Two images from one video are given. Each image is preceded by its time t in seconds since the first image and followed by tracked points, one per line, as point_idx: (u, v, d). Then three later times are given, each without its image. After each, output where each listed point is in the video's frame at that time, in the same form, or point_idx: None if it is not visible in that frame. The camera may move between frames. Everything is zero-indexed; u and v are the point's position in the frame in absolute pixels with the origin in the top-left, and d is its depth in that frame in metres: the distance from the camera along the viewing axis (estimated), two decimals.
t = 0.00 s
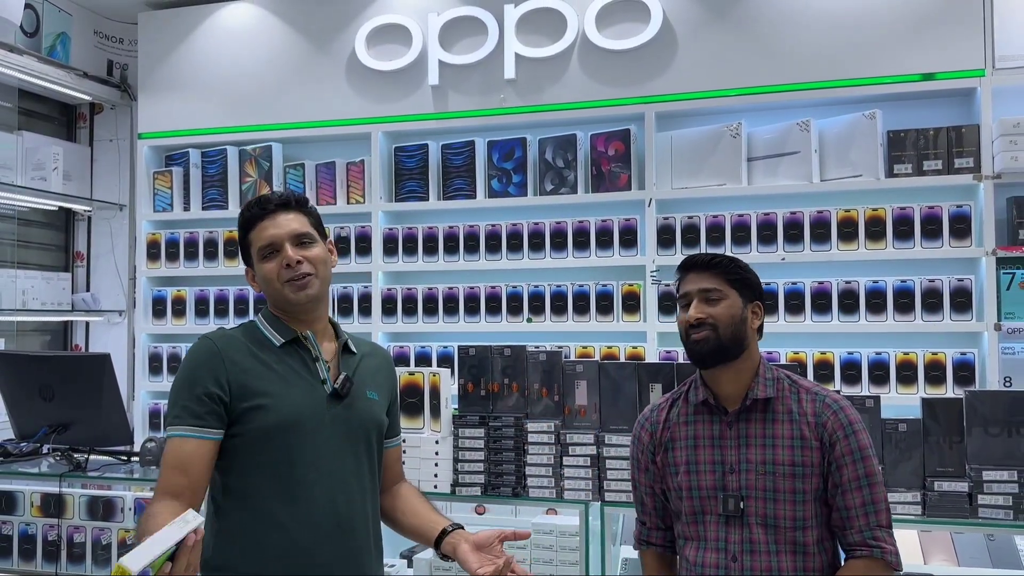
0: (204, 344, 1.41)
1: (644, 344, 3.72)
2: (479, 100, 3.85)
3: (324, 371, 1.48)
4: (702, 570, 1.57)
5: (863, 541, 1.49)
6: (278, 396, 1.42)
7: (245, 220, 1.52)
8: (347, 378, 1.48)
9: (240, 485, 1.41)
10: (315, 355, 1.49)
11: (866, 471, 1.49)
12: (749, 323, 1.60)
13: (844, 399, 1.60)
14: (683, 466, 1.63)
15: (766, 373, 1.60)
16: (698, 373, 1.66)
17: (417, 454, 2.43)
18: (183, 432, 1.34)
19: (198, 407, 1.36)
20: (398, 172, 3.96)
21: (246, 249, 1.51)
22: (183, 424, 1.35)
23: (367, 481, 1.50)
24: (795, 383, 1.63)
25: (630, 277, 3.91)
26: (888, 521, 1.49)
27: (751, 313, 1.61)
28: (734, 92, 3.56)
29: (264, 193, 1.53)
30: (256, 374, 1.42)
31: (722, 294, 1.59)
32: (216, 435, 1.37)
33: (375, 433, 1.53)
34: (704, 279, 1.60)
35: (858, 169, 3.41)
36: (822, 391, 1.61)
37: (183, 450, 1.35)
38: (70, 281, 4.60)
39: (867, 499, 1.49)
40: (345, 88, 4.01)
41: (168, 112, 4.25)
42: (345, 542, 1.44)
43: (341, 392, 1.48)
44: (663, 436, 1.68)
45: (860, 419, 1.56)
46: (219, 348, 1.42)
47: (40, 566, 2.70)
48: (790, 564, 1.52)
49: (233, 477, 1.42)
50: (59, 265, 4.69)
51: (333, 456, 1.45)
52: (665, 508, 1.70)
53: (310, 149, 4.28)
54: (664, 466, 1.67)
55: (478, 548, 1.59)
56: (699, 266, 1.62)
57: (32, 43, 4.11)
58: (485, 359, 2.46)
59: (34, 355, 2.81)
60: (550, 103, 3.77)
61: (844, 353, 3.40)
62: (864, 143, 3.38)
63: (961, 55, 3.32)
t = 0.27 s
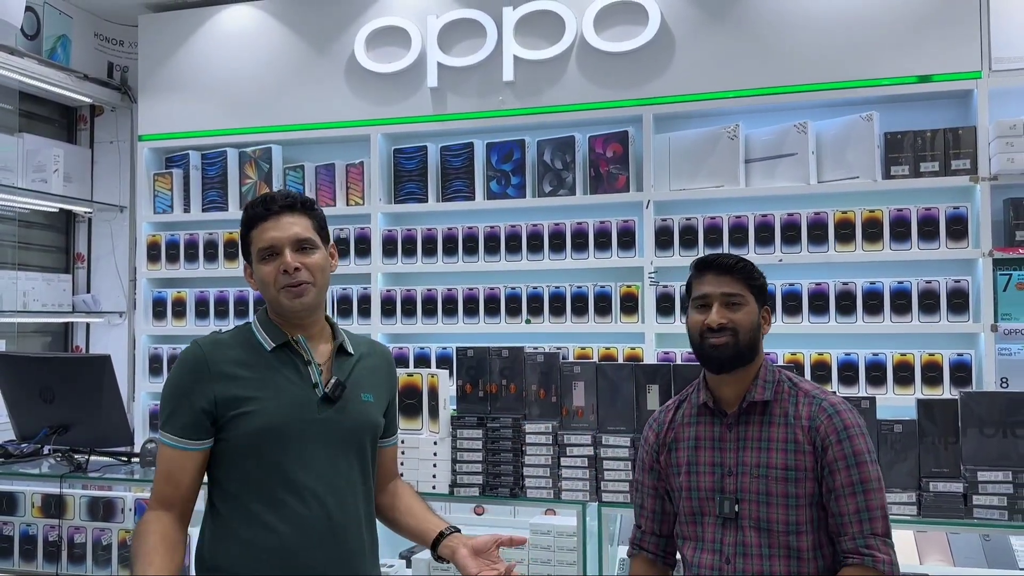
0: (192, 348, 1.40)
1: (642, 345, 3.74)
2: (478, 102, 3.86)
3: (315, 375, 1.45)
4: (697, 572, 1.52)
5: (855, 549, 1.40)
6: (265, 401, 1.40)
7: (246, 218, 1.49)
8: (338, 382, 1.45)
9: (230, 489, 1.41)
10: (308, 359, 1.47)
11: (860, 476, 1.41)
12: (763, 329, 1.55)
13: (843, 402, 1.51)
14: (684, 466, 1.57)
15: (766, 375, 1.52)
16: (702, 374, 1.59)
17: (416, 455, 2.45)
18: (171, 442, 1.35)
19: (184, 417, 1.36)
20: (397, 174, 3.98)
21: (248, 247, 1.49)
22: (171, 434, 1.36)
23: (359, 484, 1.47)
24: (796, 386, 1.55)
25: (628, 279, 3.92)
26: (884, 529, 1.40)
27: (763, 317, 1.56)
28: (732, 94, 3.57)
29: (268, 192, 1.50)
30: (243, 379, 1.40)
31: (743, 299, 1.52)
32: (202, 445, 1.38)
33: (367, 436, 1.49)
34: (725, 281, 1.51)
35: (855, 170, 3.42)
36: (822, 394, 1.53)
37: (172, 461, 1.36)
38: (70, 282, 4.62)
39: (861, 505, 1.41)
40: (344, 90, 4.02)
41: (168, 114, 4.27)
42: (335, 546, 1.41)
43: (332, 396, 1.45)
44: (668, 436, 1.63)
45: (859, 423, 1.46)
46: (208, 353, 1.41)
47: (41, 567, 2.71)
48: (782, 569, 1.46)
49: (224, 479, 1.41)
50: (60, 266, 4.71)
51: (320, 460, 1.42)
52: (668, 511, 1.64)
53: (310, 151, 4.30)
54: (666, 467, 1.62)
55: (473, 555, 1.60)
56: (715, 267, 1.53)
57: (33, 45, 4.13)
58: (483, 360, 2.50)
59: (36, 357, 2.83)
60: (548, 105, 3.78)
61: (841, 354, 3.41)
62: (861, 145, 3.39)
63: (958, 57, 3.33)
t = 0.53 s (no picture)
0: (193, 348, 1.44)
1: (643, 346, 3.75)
2: (479, 104, 3.88)
3: (315, 374, 1.48)
4: (700, 570, 1.53)
5: (855, 556, 1.40)
6: (264, 401, 1.43)
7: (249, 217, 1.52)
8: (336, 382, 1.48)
9: (230, 486, 1.44)
10: (307, 358, 1.49)
11: (865, 485, 1.41)
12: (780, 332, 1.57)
13: (855, 409, 1.51)
14: (693, 464, 1.58)
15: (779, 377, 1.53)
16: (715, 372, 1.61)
17: (417, 454, 2.47)
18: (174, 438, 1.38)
19: (185, 415, 1.39)
20: (399, 175, 3.99)
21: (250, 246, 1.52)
22: (172, 431, 1.39)
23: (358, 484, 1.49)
24: (809, 390, 1.55)
25: (629, 279, 3.94)
26: (887, 539, 1.40)
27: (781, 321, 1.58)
28: (732, 96, 3.59)
29: (271, 193, 1.53)
30: (243, 380, 1.44)
31: (763, 301, 1.53)
32: (204, 442, 1.41)
33: (366, 436, 1.52)
34: (747, 282, 1.53)
35: (855, 171, 3.43)
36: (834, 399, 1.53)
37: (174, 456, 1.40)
38: (73, 283, 4.64)
39: (864, 513, 1.41)
40: (346, 92, 4.04)
41: (171, 115, 4.28)
42: (332, 545, 1.43)
43: (330, 395, 1.48)
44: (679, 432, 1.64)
45: (868, 431, 1.46)
46: (209, 353, 1.44)
47: (44, 565, 2.73)
48: (784, 571, 1.47)
49: (225, 479, 1.44)
50: (63, 267, 4.72)
51: (318, 459, 1.45)
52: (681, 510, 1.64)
53: (311, 152, 4.32)
54: (675, 461, 1.62)
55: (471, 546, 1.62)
56: (736, 267, 1.55)
57: (36, 47, 4.15)
58: (484, 360, 2.51)
59: (40, 357, 2.85)
60: (549, 106, 3.80)
61: (841, 354, 3.43)
62: (861, 146, 3.41)
63: (957, 58, 3.35)
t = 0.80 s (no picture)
0: (195, 346, 1.44)
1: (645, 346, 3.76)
2: (482, 105, 3.89)
3: (315, 374, 1.50)
4: (712, 571, 1.49)
5: (868, 565, 1.36)
6: (266, 401, 1.45)
7: (255, 216, 1.53)
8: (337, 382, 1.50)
9: (231, 484, 1.45)
10: (308, 358, 1.51)
11: (885, 495, 1.37)
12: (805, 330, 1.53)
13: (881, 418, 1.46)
14: (709, 463, 1.55)
15: (805, 381, 1.48)
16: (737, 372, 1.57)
17: (421, 454, 2.46)
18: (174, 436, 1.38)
19: (187, 413, 1.39)
20: (402, 176, 4.01)
21: (255, 244, 1.53)
22: (172, 429, 1.39)
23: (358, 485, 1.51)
24: (834, 396, 1.50)
25: (631, 280, 3.95)
26: (903, 550, 1.36)
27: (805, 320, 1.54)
28: (734, 97, 3.60)
29: (276, 193, 1.55)
30: (245, 379, 1.45)
31: (788, 300, 1.49)
32: (205, 441, 1.41)
33: (366, 436, 1.54)
34: (770, 282, 1.49)
35: (857, 172, 3.44)
36: (860, 407, 1.48)
37: (175, 451, 1.39)
38: (77, 283, 4.65)
39: (882, 523, 1.37)
40: (349, 93, 4.05)
41: (175, 116, 4.30)
42: (333, 544, 1.46)
43: (331, 395, 1.50)
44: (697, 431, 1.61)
45: (893, 441, 1.42)
46: (211, 351, 1.45)
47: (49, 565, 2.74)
48: None
49: (226, 479, 1.45)
50: (66, 267, 4.74)
51: (320, 459, 1.47)
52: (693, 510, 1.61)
53: (315, 153, 4.33)
54: (691, 460, 1.59)
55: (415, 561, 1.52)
56: (758, 266, 1.50)
57: (40, 48, 4.17)
58: (488, 360, 2.53)
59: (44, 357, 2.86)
60: (552, 108, 3.81)
61: (843, 355, 3.44)
62: (862, 147, 3.42)
63: (959, 60, 3.36)
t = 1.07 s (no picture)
0: (198, 347, 1.46)
1: (648, 346, 3.78)
2: (487, 106, 3.91)
3: (317, 375, 1.53)
4: (725, 571, 1.47)
5: None
6: (267, 402, 1.47)
7: (258, 219, 1.56)
8: (338, 384, 1.52)
9: (232, 483, 1.47)
10: (310, 359, 1.54)
11: (910, 503, 1.31)
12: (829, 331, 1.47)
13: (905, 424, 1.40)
14: (727, 462, 1.52)
15: (827, 386, 1.44)
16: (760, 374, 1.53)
17: (428, 454, 2.49)
18: (174, 436, 1.40)
19: (189, 413, 1.41)
20: (407, 176, 4.03)
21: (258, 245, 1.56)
22: (172, 429, 1.41)
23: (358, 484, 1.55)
24: (857, 402, 1.45)
25: (635, 281, 3.98)
26: (928, 561, 1.30)
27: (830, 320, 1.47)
28: (737, 99, 3.62)
29: (278, 195, 1.57)
30: (247, 380, 1.47)
31: (812, 302, 1.43)
32: (206, 441, 1.43)
33: (366, 436, 1.57)
34: (793, 282, 1.43)
35: (860, 174, 3.46)
36: (885, 413, 1.42)
37: (176, 452, 1.41)
38: (83, 283, 4.67)
39: (906, 532, 1.31)
40: (354, 94, 4.08)
41: (180, 117, 4.32)
42: (332, 542, 1.49)
43: (332, 397, 1.52)
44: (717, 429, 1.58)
45: (917, 449, 1.36)
46: (213, 352, 1.47)
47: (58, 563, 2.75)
48: None
49: (228, 478, 1.48)
50: (72, 267, 4.76)
51: (321, 459, 1.50)
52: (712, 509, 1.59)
53: (320, 154, 4.36)
54: (709, 460, 1.57)
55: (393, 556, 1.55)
56: (780, 266, 1.44)
57: (47, 49, 4.19)
58: (495, 360, 2.55)
59: (53, 356, 2.88)
60: (556, 110, 3.83)
61: (845, 355, 3.46)
62: (865, 149, 3.44)
63: (960, 63, 3.38)
